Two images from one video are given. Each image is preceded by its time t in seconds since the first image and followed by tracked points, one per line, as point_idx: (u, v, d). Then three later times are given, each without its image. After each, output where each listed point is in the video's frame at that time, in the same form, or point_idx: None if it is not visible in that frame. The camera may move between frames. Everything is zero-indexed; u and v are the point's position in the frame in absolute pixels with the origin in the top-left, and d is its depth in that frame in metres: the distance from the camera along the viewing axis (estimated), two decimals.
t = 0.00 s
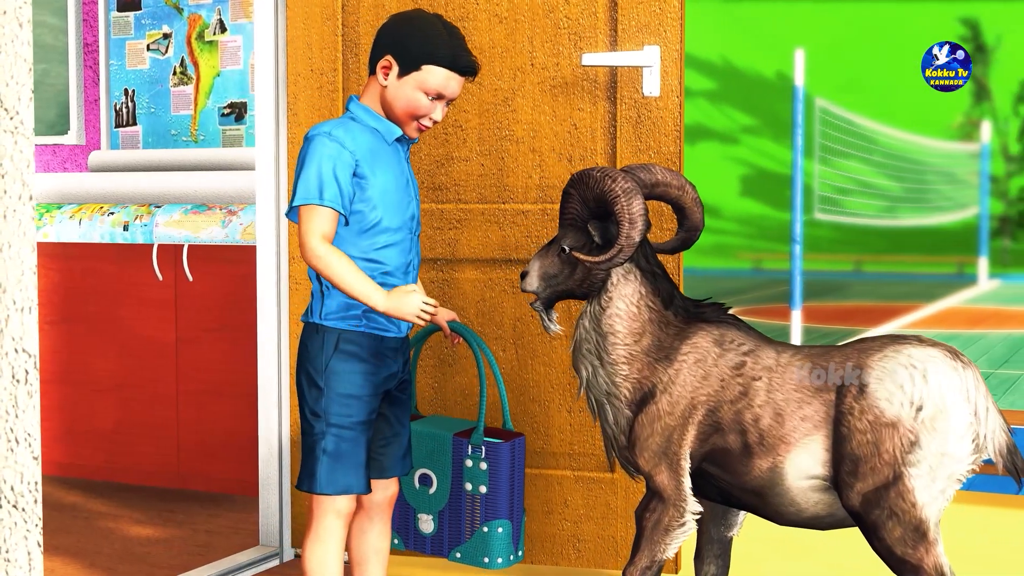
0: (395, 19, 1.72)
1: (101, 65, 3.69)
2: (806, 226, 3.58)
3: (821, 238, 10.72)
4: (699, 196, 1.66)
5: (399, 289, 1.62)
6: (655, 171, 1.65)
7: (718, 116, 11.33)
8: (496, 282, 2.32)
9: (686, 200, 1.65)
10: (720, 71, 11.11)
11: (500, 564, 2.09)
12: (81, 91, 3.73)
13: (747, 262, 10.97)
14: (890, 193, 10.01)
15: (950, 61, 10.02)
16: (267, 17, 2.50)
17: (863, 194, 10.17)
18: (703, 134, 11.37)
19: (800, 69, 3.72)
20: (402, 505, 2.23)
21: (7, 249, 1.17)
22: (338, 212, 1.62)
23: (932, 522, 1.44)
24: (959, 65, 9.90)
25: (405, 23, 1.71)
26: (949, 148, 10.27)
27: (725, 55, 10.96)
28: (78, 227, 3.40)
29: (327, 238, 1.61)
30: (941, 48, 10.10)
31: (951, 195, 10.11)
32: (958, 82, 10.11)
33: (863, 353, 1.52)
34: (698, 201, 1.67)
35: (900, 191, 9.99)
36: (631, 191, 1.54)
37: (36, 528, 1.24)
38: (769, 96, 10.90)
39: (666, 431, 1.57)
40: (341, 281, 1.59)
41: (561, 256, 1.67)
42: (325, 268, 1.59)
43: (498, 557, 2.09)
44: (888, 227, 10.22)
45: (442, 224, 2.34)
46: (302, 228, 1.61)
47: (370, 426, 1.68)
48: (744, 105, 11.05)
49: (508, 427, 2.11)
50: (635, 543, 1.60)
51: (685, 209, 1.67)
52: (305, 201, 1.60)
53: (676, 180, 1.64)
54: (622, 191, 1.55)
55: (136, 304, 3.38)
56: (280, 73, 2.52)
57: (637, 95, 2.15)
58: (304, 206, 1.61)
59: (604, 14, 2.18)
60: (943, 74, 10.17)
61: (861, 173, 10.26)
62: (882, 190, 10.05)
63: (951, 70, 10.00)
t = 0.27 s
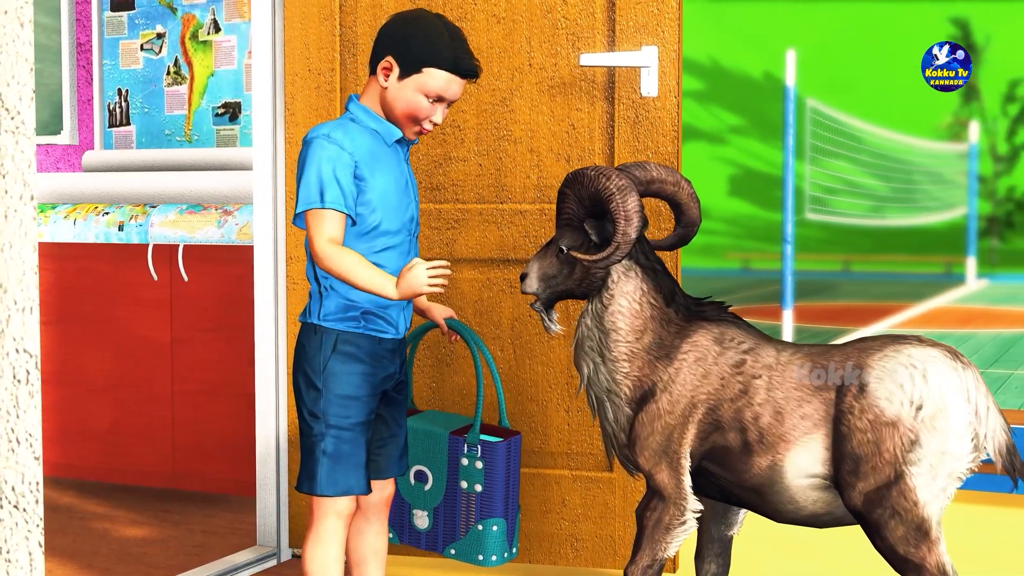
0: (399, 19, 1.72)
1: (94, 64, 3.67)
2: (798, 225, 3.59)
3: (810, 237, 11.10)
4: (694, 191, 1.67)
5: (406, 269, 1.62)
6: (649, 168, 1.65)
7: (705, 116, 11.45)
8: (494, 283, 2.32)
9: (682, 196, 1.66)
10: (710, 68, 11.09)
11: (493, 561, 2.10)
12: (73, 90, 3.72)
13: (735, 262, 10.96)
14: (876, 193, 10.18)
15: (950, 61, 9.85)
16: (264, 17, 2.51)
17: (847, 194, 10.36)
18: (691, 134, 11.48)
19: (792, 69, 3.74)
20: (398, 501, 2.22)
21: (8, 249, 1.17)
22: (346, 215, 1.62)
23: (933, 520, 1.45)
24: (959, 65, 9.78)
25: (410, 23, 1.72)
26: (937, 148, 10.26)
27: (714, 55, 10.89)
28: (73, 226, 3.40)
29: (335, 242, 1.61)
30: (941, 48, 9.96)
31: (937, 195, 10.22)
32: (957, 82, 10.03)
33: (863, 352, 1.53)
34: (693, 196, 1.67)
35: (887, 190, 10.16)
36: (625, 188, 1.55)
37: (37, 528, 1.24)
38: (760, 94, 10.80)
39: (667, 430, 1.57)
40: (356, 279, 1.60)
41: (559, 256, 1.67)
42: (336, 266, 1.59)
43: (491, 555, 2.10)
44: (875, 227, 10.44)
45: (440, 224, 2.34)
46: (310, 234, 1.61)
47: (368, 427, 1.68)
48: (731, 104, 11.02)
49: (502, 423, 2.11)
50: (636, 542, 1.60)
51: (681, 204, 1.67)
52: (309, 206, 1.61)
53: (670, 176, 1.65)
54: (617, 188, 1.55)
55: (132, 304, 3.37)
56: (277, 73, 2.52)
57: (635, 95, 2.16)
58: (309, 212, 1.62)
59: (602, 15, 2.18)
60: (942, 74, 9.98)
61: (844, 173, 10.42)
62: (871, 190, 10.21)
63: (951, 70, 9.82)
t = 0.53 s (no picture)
0: (400, 19, 1.71)
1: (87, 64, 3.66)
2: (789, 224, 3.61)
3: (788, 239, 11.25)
4: (692, 187, 1.67)
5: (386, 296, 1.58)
6: (648, 166, 1.66)
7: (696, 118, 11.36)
8: (492, 283, 2.32)
9: (680, 192, 1.66)
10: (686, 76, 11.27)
11: (480, 561, 2.09)
12: (66, 91, 3.70)
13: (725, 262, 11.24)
14: (865, 193, 10.33)
15: (950, 61, 9.80)
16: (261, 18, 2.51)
17: (835, 194, 10.39)
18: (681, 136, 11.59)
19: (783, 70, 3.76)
20: (392, 497, 2.22)
21: (10, 249, 1.17)
22: (337, 220, 1.62)
23: (935, 518, 1.45)
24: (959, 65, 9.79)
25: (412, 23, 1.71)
26: (926, 149, 10.43)
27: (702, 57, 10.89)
28: (67, 227, 3.37)
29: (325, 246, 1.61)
30: (942, 48, 9.94)
31: (924, 195, 10.43)
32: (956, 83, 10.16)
33: (864, 352, 1.53)
34: (692, 193, 1.68)
35: (873, 191, 10.34)
36: (625, 185, 1.55)
37: (38, 528, 1.24)
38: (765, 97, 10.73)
39: (667, 429, 1.58)
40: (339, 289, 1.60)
41: (558, 255, 1.67)
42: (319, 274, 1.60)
43: (480, 555, 2.09)
44: (862, 227, 10.70)
45: (438, 224, 2.34)
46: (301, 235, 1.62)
47: (366, 427, 1.68)
48: (720, 105, 10.98)
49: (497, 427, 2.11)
50: (638, 541, 1.61)
51: (679, 201, 1.68)
52: (303, 207, 1.60)
53: (669, 173, 1.66)
54: (616, 185, 1.55)
55: (127, 304, 3.37)
56: (274, 73, 2.53)
57: (633, 95, 2.16)
58: (303, 212, 1.61)
59: (600, 15, 2.19)
60: (942, 74, 10.00)
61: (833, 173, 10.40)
62: (859, 190, 10.33)
63: (952, 69, 9.76)
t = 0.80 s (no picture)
0: (388, 18, 1.72)
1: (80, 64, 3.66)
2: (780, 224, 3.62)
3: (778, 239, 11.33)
4: (695, 185, 1.68)
5: (358, 315, 1.60)
6: (651, 163, 1.66)
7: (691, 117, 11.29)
8: (490, 283, 2.33)
9: (683, 190, 1.67)
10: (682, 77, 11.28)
11: (487, 565, 2.10)
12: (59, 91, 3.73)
13: (713, 261, 11.42)
14: (853, 193, 10.36)
15: (950, 61, 9.64)
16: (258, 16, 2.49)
17: (824, 194, 10.47)
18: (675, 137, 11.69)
19: (774, 70, 3.77)
20: (396, 502, 2.23)
21: (11, 249, 1.17)
22: (320, 216, 1.62)
23: (939, 515, 1.46)
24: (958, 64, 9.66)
25: (400, 21, 1.72)
26: (916, 149, 10.43)
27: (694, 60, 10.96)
28: (62, 227, 3.36)
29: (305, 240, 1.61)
30: (941, 48, 9.72)
31: (913, 195, 10.51)
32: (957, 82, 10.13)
33: (865, 350, 1.54)
34: (694, 190, 1.68)
35: (861, 191, 10.38)
36: (631, 181, 1.56)
37: (40, 528, 1.24)
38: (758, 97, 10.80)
39: (668, 428, 1.59)
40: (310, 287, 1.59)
41: (561, 250, 1.68)
42: (297, 272, 1.58)
43: (486, 558, 2.10)
44: (850, 227, 10.67)
45: (435, 224, 2.35)
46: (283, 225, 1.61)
47: (368, 427, 1.69)
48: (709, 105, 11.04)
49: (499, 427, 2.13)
50: (639, 539, 1.62)
51: (682, 199, 1.68)
52: (292, 198, 1.60)
53: (672, 171, 1.66)
54: (623, 181, 1.56)
55: (123, 304, 3.36)
56: (272, 73, 2.52)
57: (631, 95, 2.17)
58: (289, 202, 1.61)
59: (598, 15, 2.19)
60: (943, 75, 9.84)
61: (822, 173, 10.63)
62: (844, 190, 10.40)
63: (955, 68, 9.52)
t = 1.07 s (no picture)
0: (385, 17, 1.72)
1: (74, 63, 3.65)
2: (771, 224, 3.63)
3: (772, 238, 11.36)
4: (700, 184, 1.68)
5: (363, 313, 1.61)
6: (657, 160, 1.66)
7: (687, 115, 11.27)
8: (488, 283, 2.33)
9: (688, 188, 1.67)
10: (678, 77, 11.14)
11: (491, 564, 2.10)
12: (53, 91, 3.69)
13: (703, 261, 11.57)
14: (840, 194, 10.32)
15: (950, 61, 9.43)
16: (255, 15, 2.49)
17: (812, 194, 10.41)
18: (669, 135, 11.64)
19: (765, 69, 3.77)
20: (398, 504, 2.23)
21: (13, 249, 1.17)
22: (322, 215, 1.62)
23: (941, 512, 1.47)
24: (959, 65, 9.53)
25: (396, 22, 1.72)
26: (903, 149, 10.27)
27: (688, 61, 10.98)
28: (57, 227, 3.38)
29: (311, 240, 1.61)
30: (941, 48, 9.50)
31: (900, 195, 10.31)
32: (959, 81, 9.90)
33: (866, 348, 1.55)
34: (698, 189, 1.69)
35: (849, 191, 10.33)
36: (642, 177, 1.56)
37: (41, 529, 1.24)
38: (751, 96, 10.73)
39: (669, 427, 1.59)
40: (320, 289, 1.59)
41: (565, 243, 1.69)
42: (301, 270, 1.59)
43: (491, 557, 2.11)
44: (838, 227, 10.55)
45: (432, 224, 2.35)
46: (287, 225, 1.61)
47: (369, 426, 1.69)
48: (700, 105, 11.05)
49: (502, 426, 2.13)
50: (640, 538, 1.62)
51: (686, 197, 1.69)
52: (292, 198, 1.60)
53: (678, 169, 1.66)
54: (634, 177, 1.56)
55: (118, 304, 3.36)
56: (269, 73, 2.51)
57: (629, 96, 2.17)
58: (290, 203, 1.62)
59: (596, 16, 2.20)
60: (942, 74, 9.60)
61: (811, 173, 10.51)
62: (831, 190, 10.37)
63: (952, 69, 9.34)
